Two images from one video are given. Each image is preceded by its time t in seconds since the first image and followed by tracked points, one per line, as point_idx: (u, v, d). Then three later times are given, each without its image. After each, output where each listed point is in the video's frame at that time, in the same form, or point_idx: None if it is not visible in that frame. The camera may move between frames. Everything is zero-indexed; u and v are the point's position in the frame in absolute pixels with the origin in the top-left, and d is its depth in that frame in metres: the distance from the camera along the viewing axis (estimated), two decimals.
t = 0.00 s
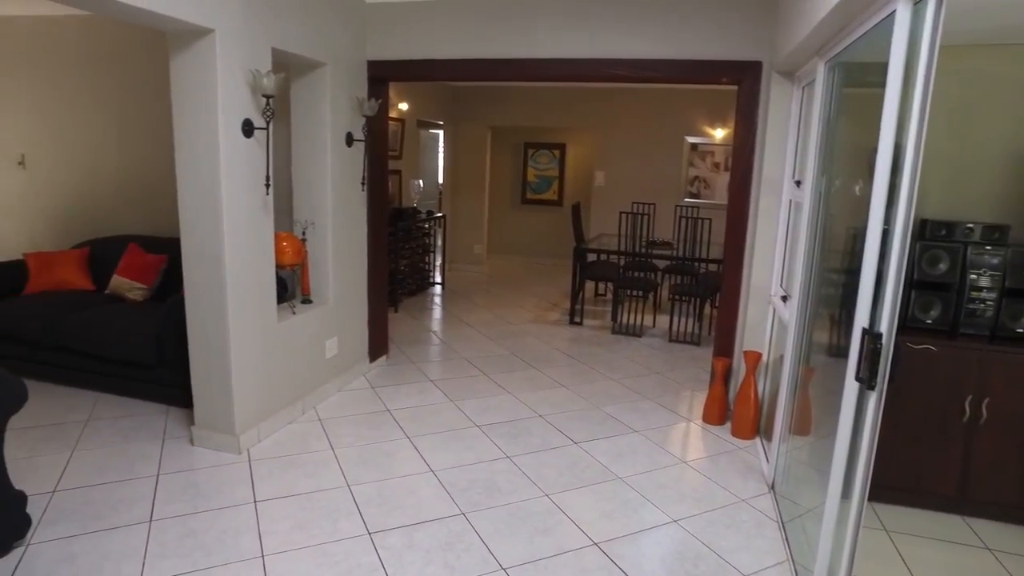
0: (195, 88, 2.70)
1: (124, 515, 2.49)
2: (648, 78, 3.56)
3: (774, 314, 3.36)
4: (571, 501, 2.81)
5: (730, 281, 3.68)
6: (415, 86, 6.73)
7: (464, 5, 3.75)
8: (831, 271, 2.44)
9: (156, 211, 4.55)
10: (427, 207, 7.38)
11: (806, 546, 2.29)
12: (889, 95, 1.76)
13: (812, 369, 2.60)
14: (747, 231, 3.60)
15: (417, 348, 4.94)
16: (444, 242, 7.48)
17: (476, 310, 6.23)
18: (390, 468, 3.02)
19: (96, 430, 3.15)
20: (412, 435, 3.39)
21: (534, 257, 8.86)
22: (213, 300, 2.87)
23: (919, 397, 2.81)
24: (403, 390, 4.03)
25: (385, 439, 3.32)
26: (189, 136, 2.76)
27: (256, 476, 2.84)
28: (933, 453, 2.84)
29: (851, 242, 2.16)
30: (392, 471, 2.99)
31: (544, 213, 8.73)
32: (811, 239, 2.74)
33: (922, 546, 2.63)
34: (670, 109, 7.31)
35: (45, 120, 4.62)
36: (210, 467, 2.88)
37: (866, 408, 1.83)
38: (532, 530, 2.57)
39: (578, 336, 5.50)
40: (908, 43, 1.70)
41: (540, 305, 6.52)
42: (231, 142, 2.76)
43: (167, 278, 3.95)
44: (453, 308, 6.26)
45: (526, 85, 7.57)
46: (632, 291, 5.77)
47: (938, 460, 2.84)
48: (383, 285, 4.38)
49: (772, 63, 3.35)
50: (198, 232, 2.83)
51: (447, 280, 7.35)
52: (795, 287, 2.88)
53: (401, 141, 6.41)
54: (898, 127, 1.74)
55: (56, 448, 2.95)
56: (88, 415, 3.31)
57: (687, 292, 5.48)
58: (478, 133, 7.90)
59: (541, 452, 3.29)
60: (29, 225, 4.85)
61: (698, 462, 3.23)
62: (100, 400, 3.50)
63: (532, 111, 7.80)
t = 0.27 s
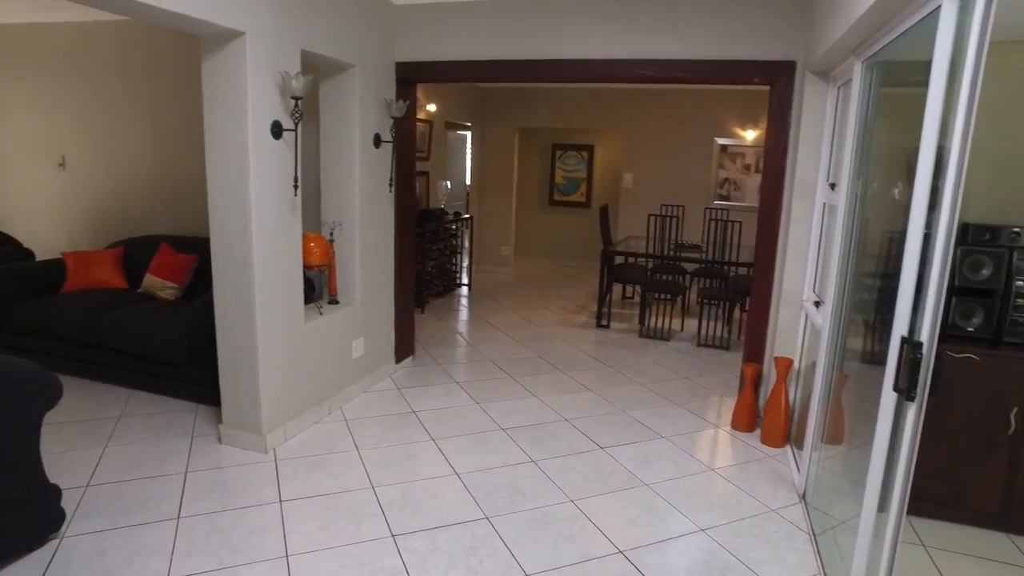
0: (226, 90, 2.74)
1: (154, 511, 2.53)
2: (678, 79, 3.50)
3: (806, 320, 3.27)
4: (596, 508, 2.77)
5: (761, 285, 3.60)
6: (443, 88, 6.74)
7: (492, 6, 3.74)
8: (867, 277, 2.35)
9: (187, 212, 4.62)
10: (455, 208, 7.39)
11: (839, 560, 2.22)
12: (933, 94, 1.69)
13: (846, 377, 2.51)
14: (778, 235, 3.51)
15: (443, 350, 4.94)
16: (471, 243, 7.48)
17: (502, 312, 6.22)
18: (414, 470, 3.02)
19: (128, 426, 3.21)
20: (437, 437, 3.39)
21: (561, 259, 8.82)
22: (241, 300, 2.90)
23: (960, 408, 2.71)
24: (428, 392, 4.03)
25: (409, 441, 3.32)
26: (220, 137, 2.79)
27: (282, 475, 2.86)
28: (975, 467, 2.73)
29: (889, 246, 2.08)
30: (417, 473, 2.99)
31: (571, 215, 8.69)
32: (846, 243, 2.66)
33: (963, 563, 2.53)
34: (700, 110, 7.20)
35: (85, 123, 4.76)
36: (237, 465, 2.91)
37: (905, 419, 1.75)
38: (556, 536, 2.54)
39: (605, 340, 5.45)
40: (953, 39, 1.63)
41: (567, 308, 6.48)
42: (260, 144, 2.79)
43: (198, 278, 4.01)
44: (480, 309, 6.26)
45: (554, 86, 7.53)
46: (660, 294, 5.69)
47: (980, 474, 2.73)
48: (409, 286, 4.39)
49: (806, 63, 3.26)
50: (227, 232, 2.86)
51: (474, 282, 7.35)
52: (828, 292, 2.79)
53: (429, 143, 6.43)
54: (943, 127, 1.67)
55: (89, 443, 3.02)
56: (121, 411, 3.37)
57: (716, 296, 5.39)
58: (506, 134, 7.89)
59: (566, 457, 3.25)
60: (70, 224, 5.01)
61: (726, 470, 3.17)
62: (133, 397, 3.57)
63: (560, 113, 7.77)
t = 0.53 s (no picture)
0: (258, 92, 2.77)
1: (184, 506, 2.56)
2: (711, 79, 3.44)
3: (842, 326, 3.18)
4: (623, 514, 2.73)
5: (795, 290, 3.51)
6: (473, 89, 6.75)
7: (523, 7, 3.73)
8: (907, 283, 2.27)
9: (221, 212, 4.69)
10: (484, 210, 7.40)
11: None
12: (983, 93, 1.61)
13: (884, 386, 2.43)
14: (814, 238, 3.42)
15: (471, 351, 4.94)
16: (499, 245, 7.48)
17: (530, 314, 6.19)
18: (440, 472, 3.01)
19: (161, 422, 3.27)
20: (463, 439, 3.38)
21: (590, 261, 8.76)
22: (271, 299, 2.93)
23: (1006, 421, 2.59)
24: (456, 393, 4.03)
25: (435, 442, 3.32)
26: (252, 138, 2.83)
27: (309, 474, 2.88)
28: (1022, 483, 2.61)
29: (932, 251, 2.00)
30: (443, 475, 2.98)
31: (601, 217, 8.62)
32: (885, 248, 2.57)
33: None
34: (734, 111, 7.08)
35: (124, 125, 4.88)
36: (266, 463, 2.94)
37: (949, 432, 1.68)
38: (582, 542, 2.50)
39: (634, 343, 5.39)
40: (1006, 35, 1.56)
41: (596, 310, 6.42)
42: (291, 145, 2.82)
43: (230, 277, 4.08)
44: (508, 311, 6.25)
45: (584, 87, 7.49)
46: (690, 297, 5.61)
47: None
48: (437, 287, 4.40)
49: (845, 62, 3.17)
50: (258, 232, 2.89)
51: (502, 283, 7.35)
52: (866, 298, 2.70)
53: (458, 144, 6.44)
54: (994, 127, 1.59)
55: (125, 438, 3.08)
56: (154, 407, 3.44)
57: (748, 300, 5.29)
58: (536, 135, 7.87)
59: (594, 462, 3.21)
60: (109, 223, 5.14)
61: (757, 478, 3.09)
62: (166, 393, 3.64)
63: (591, 114, 7.71)
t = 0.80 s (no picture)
0: (291, 94, 2.80)
1: (215, 502, 2.60)
2: (746, 79, 3.37)
3: (881, 333, 3.08)
4: (651, 521, 2.68)
5: (831, 295, 3.41)
6: (504, 90, 6.74)
7: (554, 8, 3.71)
8: (951, 289, 2.18)
9: (255, 213, 4.77)
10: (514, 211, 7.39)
11: None
12: None
13: (925, 397, 2.34)
14: (852, 242, 3.33)
15: (500, 353, 4.93)
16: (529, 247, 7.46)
17: (560, 316, 6.16)
18: (467, 474, 3.00)
19: (194, 418, 3.33)
20: (491, 441, 3.37)
21: (620, 263, 8.69)
22: (301, 299, 2.96)
23: None
24: (484, 395, 4.02)
25: (462, 444, 3.31)
26: (285, 140, 2.86)
27: (337, 474, 2.90)
28: None
29: (979, 257, 1.92)
30: (469, 477, 2.97)
31: (632, 219, 8.54)
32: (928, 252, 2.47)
33: None
34: (769, 111, 6.94)
35: (164, 127, 4.99)
36: (295, 462, 2.97)
37: (997, 447, 1.60)
38: (609, 549, 2.47)
39: (665, 347, 5.32)
40: None
41: (626, 313, 6.36)
42: (323, 147, 2.84)
43: (263, 276, 4.14)
44: (538, 313, 6.23)
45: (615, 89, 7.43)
46: (722, 301, 5.51)
47: None
48: (467, 288, 4.40)
49: (887, 61, 3.07)
50: (289, 232, 2.92)
51: (531, 284, 7.33)
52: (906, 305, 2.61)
53: (489, 145, 6.44)
54: None
55: (159, 433, 3.15)
56: (187, 403, 3.51)
57: (782, 305, 5.17)
58: (567, 137, 7.83)
59: (622, 467, 3.17)
60: (148, 223, 5.27)
61: (790, 488, 3.01)
62: (199, 390, 3.70)
63: (623, 116, 7.65)
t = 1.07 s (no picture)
0: (321, 95, 2.83)
1: (242, 499, 2.64)
2: (779, 80, 3.30)
3: (918, 340, 2.98)
4: (677, 527, 2.64)
5: (866, 299, 3.30)
6: (533, 91, 6.73)
7: (584, 8, 3.68)
8: (993, 296, 2.10)
9: (285, 213, 4.83)
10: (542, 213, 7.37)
11: None
12: None
13: (964, 407, 2.26)
14: (888, 246, 3.23)
15: (526, 355, 4.91)
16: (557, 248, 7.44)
17: (586, 318, 6.12)
18: (491, 476, 2.99)
19: (223, 415, 3.39)
20: (515, 444, 3.36)
21: (649, 266, 8.60)
22: (330, 298, 2.98)
23: None
24: (509, 397, 4.01)
25: (487, 446, 3.31)
26: (314, 140, 2.88)
27: (362, 473, 2.92)
28: None
29: None
30: (493, 479, 2.96)
31: (661, 221, 8.45)
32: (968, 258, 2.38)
33: None
34: (803, 112, 6.80)
35: (199, 128, 5.09)
36: (321, 460, 3.00)
37: None
38: (633, 555, 2.44)
39: (693, 350, 5.24)
40: None
41: (654, 316, 6.29)
42: (351, 147, 2.86)
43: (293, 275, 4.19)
44: (565, 315, 6.20)
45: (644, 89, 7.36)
46: (753, 305, 5.41)
47: None
48: (494, 290, 4.39)
49: (926, 60, 2.98)
50: (317, 232, 2.95)
51: (558, 286, 7.30)
52: (945, 312, 2.52)
53: (517, 146, 6.44)
54: None
55: (190, 429, 3.20)
56: (217, 401, 3.56)
57: (814, 310, 5.06)
58: (596, 138, 7.79)
59: (649, 472, 3.13)
60: (182, 223, 5.38)
61: (821, 497, 2.93)
62: (229, 387, 3.76)
63: (653, 117, 7.57)
